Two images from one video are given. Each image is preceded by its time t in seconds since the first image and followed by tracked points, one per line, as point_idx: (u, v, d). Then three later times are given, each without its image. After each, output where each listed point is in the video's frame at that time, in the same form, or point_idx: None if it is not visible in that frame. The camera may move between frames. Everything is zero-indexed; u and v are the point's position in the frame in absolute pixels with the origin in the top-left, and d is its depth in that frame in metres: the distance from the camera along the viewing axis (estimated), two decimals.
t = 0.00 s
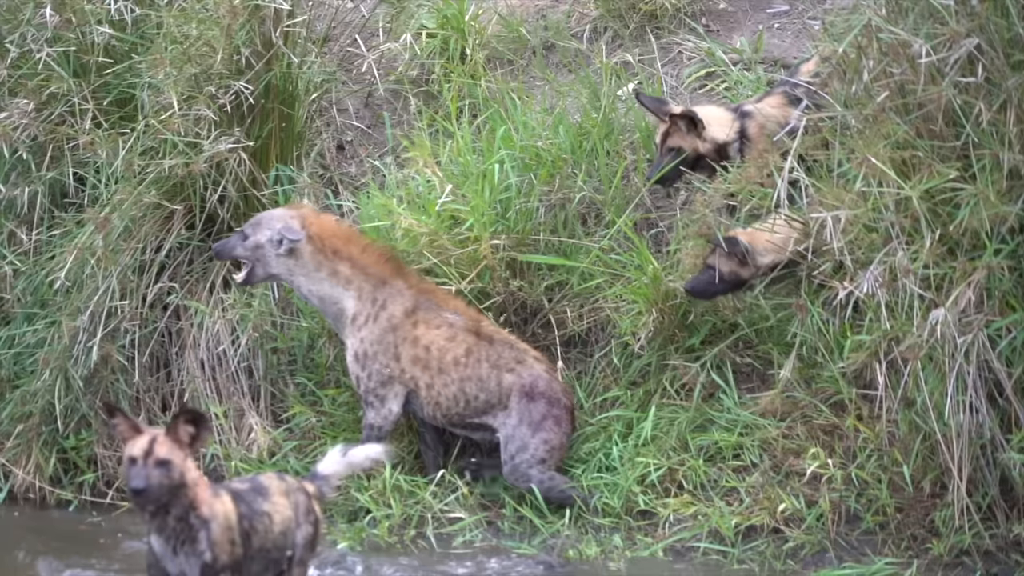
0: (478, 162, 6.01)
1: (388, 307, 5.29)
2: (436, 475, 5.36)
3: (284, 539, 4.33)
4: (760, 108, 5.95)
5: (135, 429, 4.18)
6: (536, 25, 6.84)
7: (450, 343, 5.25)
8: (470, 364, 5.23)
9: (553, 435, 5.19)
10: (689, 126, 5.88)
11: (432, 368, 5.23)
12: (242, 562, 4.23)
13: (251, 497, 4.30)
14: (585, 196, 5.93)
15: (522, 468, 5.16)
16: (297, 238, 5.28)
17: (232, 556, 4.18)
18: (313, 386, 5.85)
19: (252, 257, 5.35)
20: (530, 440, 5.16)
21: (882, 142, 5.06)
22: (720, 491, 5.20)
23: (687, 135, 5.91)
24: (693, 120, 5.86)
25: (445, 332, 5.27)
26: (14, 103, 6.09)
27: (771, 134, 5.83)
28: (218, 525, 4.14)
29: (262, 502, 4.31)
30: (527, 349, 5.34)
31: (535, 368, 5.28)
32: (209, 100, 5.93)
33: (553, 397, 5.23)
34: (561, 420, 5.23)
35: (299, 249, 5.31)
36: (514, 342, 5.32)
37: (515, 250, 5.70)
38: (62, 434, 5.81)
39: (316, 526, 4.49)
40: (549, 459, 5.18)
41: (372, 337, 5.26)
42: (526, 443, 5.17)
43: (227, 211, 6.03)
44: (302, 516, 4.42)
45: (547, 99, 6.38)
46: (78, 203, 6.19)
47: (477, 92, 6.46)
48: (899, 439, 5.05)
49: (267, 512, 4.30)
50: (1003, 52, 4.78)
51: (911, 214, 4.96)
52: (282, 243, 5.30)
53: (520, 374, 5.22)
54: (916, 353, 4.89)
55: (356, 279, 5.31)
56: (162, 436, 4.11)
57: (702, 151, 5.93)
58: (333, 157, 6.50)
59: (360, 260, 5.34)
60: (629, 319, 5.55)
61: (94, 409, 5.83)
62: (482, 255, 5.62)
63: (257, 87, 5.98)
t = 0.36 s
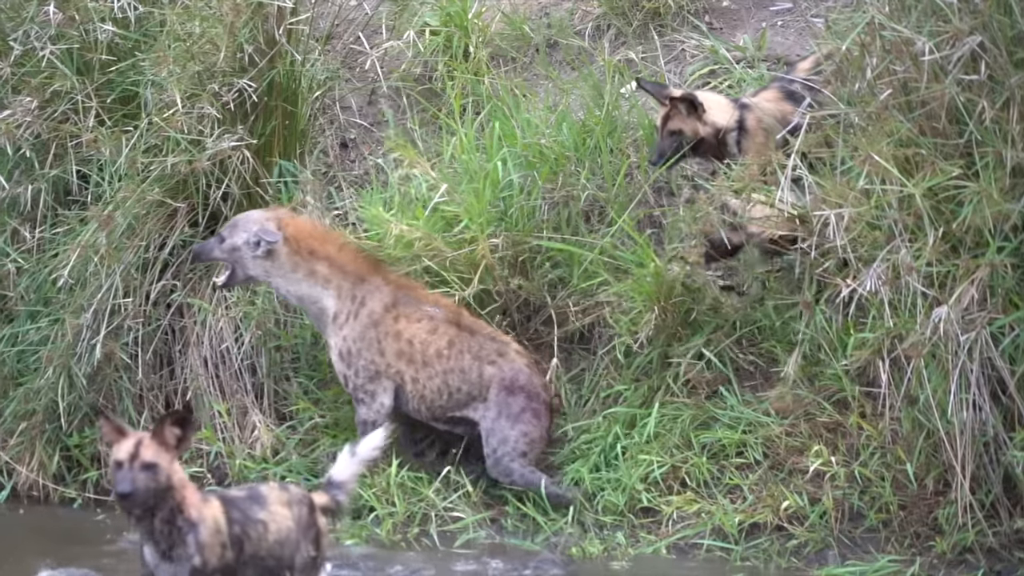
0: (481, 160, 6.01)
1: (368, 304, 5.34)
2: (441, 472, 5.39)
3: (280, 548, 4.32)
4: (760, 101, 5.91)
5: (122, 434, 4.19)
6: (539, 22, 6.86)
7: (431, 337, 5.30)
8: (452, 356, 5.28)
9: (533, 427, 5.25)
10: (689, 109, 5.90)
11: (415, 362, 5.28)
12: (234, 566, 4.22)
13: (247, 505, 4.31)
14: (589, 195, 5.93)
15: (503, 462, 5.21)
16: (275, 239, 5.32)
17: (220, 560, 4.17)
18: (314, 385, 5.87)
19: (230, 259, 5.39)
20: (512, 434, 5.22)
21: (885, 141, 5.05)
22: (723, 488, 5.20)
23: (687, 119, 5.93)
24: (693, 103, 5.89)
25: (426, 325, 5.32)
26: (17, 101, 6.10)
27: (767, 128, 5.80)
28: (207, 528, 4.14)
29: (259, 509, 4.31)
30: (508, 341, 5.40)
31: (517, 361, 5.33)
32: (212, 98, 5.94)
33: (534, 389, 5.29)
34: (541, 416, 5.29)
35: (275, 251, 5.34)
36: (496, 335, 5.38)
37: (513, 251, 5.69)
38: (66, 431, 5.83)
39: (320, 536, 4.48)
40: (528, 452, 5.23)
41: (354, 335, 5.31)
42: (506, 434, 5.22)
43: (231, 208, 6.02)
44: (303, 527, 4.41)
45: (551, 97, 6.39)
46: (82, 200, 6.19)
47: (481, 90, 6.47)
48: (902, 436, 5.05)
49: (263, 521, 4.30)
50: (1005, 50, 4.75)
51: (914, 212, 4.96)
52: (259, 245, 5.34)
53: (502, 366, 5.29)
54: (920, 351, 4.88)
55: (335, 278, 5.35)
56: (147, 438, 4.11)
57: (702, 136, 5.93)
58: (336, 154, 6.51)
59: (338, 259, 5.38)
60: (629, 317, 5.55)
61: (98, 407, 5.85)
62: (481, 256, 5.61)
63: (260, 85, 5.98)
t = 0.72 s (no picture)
0: (492, 159, 6.02)
1: (363, 301, 5.48)
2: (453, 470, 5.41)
3: (286, 558, 4.31)
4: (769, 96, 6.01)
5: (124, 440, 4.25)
6: (550, 22, 6.89)
7: (429, 329, 5.45)
8: (450, 348, 5.44)
9: (512, 421, 5.36)
10: (700, 93, 5.94)
11: (413, 353, 5.44)
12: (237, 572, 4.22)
13: (256, 513, 4.30)
14: (601, 194, 5.92)
15: (471, 446, 5.34)
16: (264, 242, 5.46)
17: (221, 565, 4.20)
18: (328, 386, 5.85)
19: (223, 262, 5.54)
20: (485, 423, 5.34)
21: (896, 140, 5.05)
22: (735, 487, 5.19)
23: (699, 103, 5.96)
24: (706, 88, 5.94)
25: (424, 318, 5.47)
26: (30, 100, 6.17)
27: (776, 125, 5.88)
28: (207, 532, 4.17)
29: (268, 518, 4.31)
30: (503, 337, 5.55)
31: (512, 359, 5.46)
32: (224, 97, 6.01)
33: (526, 386, 5.42)
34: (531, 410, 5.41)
35: (266, 254, 5.49)
36: (493, 331, 5.52)
37: (524, 251, 5.72)
38: (79, 430, 5.85)
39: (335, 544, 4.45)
40: (502, 443, 5.33)
41: (352, 331, 5.46)
42: (482, 421, 5.35)
43: (242, 208, 6.03)
44: (315, 537, 4.38)
45: (562, 96, 6.40)
46: (94, 199, 6.19)
47: (492, 89, 6.47)
48: (914, 436, 5.00)
49: (271, 530, 4.29)
50: (1017, 49, 4.75)
51: (925, 211, 4.92)
52: (250, 249, 5.48)
53: (496, 361, 5.43)
54: (931, 350, 4.82)
55: (328, 276, 5.49)
56: (146, 444, 4.15)
57: (713, 121, 5.95)
58: (348, 154, 6.51)
59: (331, 257, 5.52)
60: (640, 317, 5.56)
61: (110, 406, 5.87)
62: (489, 255, 5.66)
63: (271, 84, 6.04)
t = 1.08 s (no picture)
0: (518, 157, 6.04)
1: (377, 296, 5.53)
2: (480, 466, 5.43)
3: (313, 552, 4.28)
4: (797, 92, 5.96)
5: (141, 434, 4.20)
6: (576, 21, 6.93)
7: (444, 322, 5.53)
8: (463, 342, 5.52)
9: (495, 419, 5.44)
10: (729, 87, 5.89)
11: (427, 348, 5.51)
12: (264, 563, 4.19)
13: (283, 507, 4.27)
14: (626, 193, 5.98)
15: (445, 416, 5.47)
16: (278, 240, 5.50)
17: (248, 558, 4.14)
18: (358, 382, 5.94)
19: (237, 261, 5.58)
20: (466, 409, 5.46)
21: (921, 138, 5.05)
22: (760, 484, 5.22)
23: (728, 96, 5.91)
24: (734, 82, 5.88)
25: (439, 312, 5.54)
26: (59, 99, 6.23)
27: (802, 122, 5.84)
28: (231, 524, 4.11)
29: (297, 511, 4.28)
30: (514, 334, 5.61)
31: (519, 358, 5.52)
32: (252, 96, 6.06)
33: (530, 385, 5.47)
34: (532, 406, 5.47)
35: (281, 251, 5.53)
36: (505, 327, 5.58)
37: (549, 248, 5.78)
38: (108, 427, 5.91)
39: (364, 540, 4.43)
40: (477, 428, 5.46)
41: (366, 327, 5.51)
42: (465, 402, 5.46)
43: (269, 207, 6.11)
44: (343, 532, 4.37)
45: (588, 95, 6.44)
46: (123, 197, 6.28)
47: (518, 88, 6.52)
48: (939, 434, 5.02)
49: (298, 524, 4.26)
50: None
51: (950, 210, 4.93)
52: (264, 247, 5.52)
53: (504, 357, 5.50)
54: (957, 348, 4.83)
55: (342, 274, 5.54)
56: (153, 443, 4.09)
57: (743, 113, 5.91)
58: (375, 153, 6.58)
59: (343, 255, 5.58)
60: (664, 315, 5.62)
61: (138, 403, 5.93)
62: (514, 254, 5.68)
63: (299, 83, 6.12)
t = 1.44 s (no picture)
0: (552, 154, 6.09)
1: (397, 289, 5.59)
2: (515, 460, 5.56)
3: (352, 540, 4.32)
4: (836, 91, 6.00)
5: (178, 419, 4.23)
6: (611, 20, 7.00)
7: (459, 313, 5.58)
8: (475, 330, 5.57)
9: (500, 403, 5.53)
10: (767, 86, 5.94)
11: (443, 338, 5.57)
12: (303, 552, 4.25)
13: (325, 495, 4.30)
14: (659, 189, 6.04)
15: (451, 395, 5.55)
16: (304, 230, 5.55)
17: (284, 552, 4.17)
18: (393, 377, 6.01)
19: (262, 248, 5.61)
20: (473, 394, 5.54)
21: (952, 137, 5.12)
22: (792, 478, 5.28)
23: (766, 96, 5.96)
24: (773, 81, 5.93)
25: (454, 302, 5.60)
26: (99, 97, 6.36)
27: (838, 120, 5.94)
28: (266, 517, 4.15)
29: (338, 499, 4.31)
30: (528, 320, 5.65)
31: (530, 345, 5.57)
32: (289, 94, 6.14)
33: (539, 371, 5.54)
34: (542, 391, 5.54)
35: (306, 241, 5.57)
36: (519, 314, 5.63)
37: (583, 245, 5.82)
38: (147, 421, 6.00)
39: (403, 530, 4.46)
40: (483, 414, 5.55)
41: (388, 320, 5.56)
42: (472, 386, 5.53)
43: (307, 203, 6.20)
44: (384, 522, 4.40)
45: (622, 93, 6.51)
46: (161, 194, 6.40)
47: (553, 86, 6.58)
48: (969, 428, 5.09)
49: (339, 512, 4.29)
50: None
51: (981, 207, 5.01)
52: (289, 236, 5.56)
53: (514, 344, 5.56)
54: (986, 343, 4.92)
55: (364, 266, 5.58)
56: (177, 432, 4.09)
57: (781, 113, 5.97)
58: (412, 150, 6.64)
59: (365, 248, 5.61)
60: (699, 311, 5.65)
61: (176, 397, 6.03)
62: (547, 250, 5.71)
63: (336, 81, 6.19)
